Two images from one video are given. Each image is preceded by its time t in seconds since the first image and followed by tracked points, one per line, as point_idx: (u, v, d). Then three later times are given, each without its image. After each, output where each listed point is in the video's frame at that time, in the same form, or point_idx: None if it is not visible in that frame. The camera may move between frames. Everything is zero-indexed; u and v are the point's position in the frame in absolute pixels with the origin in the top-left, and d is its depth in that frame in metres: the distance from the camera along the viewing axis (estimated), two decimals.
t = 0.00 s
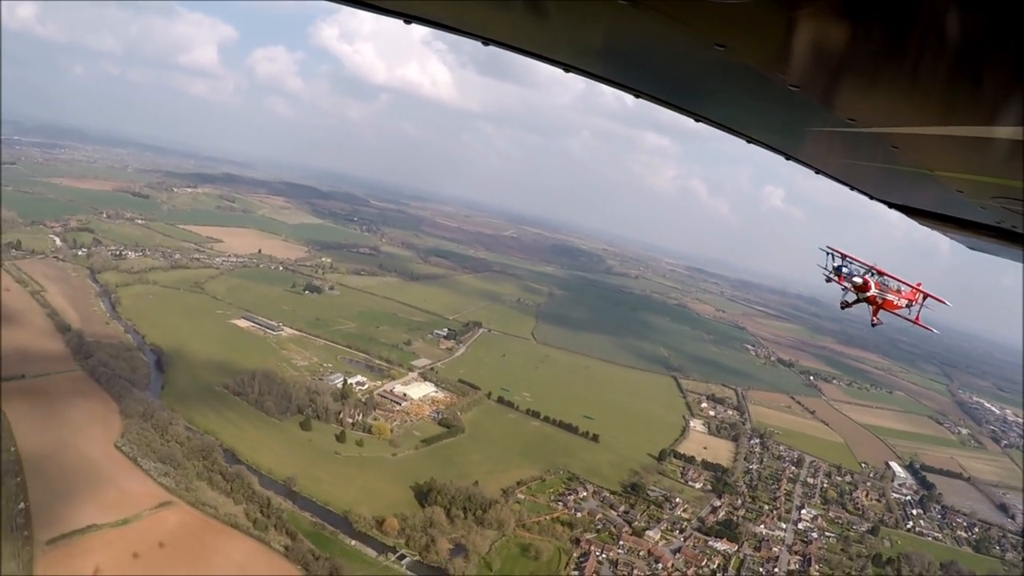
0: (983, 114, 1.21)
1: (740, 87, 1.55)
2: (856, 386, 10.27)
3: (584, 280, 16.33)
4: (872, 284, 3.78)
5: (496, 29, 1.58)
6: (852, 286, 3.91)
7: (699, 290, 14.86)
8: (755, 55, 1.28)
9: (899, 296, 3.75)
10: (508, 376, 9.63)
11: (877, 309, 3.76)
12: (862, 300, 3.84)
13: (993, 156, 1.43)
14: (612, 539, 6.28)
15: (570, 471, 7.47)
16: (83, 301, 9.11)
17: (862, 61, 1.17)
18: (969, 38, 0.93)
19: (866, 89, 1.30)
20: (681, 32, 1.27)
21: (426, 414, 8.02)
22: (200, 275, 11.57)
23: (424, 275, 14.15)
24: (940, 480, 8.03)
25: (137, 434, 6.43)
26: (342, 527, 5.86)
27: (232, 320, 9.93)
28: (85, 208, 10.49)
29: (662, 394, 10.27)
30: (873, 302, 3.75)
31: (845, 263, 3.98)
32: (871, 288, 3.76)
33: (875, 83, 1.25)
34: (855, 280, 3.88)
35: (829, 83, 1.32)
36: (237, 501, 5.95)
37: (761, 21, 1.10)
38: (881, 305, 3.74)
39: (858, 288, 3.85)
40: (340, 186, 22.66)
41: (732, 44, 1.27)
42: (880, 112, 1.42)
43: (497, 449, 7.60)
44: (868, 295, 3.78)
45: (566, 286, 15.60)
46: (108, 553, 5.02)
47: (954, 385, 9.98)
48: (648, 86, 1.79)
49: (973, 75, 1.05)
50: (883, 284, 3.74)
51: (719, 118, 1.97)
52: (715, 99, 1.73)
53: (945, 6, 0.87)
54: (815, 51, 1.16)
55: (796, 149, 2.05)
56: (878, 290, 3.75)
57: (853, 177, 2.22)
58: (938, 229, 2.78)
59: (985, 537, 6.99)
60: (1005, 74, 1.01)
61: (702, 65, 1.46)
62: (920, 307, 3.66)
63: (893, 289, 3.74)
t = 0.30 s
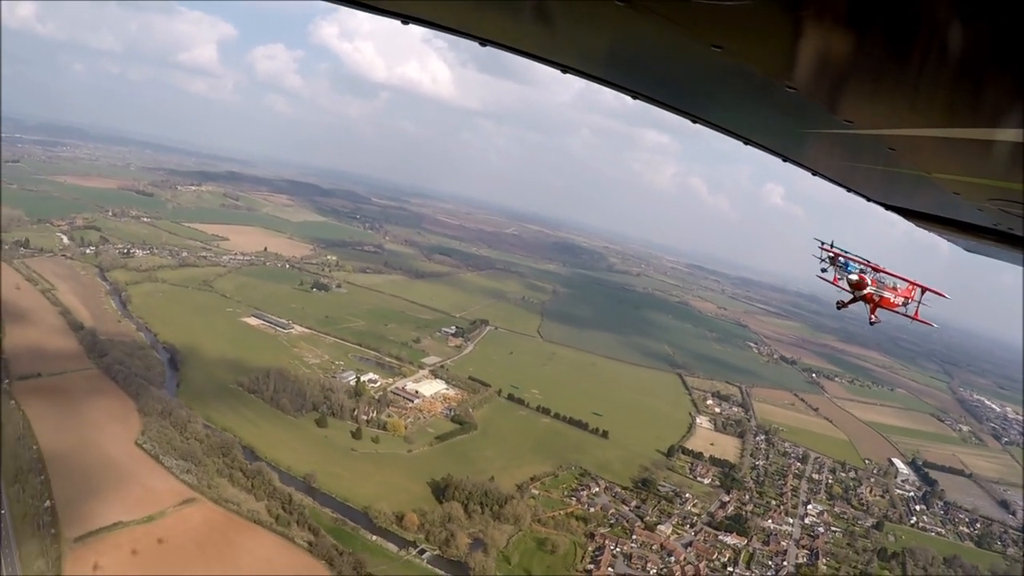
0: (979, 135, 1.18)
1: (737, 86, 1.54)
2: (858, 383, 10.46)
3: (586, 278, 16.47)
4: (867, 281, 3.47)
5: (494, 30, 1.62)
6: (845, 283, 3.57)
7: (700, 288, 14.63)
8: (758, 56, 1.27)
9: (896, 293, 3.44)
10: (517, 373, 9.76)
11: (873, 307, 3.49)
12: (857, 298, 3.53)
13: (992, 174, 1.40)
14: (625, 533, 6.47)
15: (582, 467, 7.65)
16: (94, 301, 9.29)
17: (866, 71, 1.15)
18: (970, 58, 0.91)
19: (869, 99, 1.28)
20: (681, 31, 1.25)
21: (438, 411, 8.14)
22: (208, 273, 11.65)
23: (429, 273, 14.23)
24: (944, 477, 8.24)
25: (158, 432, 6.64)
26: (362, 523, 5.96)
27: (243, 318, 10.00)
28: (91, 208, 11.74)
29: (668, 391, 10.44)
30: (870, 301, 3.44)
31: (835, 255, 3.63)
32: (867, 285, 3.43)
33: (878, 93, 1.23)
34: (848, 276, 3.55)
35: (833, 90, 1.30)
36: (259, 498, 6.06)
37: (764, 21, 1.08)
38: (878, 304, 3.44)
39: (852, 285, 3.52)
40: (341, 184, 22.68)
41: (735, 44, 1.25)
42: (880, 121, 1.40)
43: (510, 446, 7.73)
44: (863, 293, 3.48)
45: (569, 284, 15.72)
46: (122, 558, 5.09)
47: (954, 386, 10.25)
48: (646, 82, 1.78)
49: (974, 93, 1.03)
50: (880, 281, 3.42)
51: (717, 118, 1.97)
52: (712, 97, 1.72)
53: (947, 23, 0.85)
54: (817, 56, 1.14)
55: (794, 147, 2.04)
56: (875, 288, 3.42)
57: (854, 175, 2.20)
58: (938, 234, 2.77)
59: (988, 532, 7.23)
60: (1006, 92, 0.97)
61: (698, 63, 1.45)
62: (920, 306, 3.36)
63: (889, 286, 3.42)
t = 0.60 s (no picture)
0: (975, 146, 1.11)
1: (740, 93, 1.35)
2: (860, 375, 10.50)
3: (590, 270, 16.57)
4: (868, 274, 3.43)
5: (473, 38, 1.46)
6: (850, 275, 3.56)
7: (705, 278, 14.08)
8: (753, 74, 1.15)
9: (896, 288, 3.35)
10: (528, 364, 9.88)
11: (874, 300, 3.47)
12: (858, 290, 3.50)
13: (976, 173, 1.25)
14: (639, 521, 6.66)
15: (595, 457, 7.80)
16: (107, 297, 9.50)
17: (865, 82, 1.02)
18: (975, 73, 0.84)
19: (870, 113, 1.16)
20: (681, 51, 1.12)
21: (453, 402, 8.26)
22: (218, 265, 11.74)
23: (435, 264, 14.30)
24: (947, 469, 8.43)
25: (180, 425, 6.72)
26: (384, 512, 6.09)
27: (255, 310, 10.08)
28: (100, 201, 11.40)
29: (675, 383, 10.58)
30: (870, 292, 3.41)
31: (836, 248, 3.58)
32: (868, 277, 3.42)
33: (879, 104, 1.10)
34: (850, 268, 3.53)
35: (827, 108, 1.20)
36: (282, 489, 6.16)
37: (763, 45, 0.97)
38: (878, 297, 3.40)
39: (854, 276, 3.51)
40: (343, 175, 22.70)
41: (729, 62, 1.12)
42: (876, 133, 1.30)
43: (524, 436, 7.88)
44: (865, 287, 3.47)
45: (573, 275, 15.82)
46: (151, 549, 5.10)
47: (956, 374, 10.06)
48: (638, 90, 1.56)
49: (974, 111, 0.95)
50: (880, 274, 3.37)
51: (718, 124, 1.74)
52: (709, 105, 1.52)
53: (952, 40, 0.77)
54: (817, 74, 1.05)
55: (792, 155, 1.83)
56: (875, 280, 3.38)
57: (847, 182, 1.97)
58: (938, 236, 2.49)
59: (991, 522, 7.27)
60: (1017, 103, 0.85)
61: (701, 76, 1.27)
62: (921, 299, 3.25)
63: (889, 280, 3.34)
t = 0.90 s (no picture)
0: (978, 163, 1.00)
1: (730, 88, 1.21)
2: (867, 367, 10.79)
3: (595, 260, 16.65)
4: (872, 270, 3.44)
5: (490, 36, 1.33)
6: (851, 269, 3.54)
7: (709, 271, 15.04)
8: (757, 74, 1.03)
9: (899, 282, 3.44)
10: (539, 355, 9.99)
11: (877, 297, 3.50)
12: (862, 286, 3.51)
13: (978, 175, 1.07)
14: (653, 509, 6.82)
15: (608, 446, 7.92)
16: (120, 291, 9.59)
17: (874, 89, 0.91)
18: (976, 94, 0.75)
19: (876, 117, 1.04)
20: (671, 46, 1.01)
21: (467, 392, 8.37)
22: (230, 257, 11.83)
23: (442, 255, 14.38)
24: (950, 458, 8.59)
25: (202, 416, 6.80)
26: (406, 501, 6.20)
27: (268, 302, 10.17)
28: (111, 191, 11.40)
29: (683, 373, 10.70)
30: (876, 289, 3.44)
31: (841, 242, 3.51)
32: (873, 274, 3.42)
33: (885, 109, 0.98)
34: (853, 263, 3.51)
35: (833, 110, 1.08)
36: (305, 479, 6.24)
37: (758, 43, 0.88)
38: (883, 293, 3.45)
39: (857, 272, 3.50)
40: (346, 166, 22.73)
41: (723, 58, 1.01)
42: (878, 137, 1.18)
43: (539, 426, 7.99)
44: (868, 283, 3.47)
45: (579, 266, 15.92)
46: (180, 539, 5.17)
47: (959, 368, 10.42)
48: (624, 84, 1.43)
49: (974, 131, 0.87)
50: (885, 271, 3.39)
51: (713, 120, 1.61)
52: (700, 101, 1.39)
53: (951, 55, 0.68)
54: (821, 73, 0.95)
55: (793, 152, 1.69)
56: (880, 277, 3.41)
57: (851, 179, 1.80)
58: (944, 236, 2.28)
59: (995, 512, 7.40)
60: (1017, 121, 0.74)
61: (691, 72, 1.15)
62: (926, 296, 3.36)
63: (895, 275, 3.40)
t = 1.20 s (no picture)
0: (982, 165, 0.99)
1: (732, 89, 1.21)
2: (871, 362, 10.96)
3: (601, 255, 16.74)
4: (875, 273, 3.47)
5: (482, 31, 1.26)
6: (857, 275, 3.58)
7: (710, 266, 15.00)
8: (761, 75, 1.00)
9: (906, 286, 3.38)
10: (551, 351, 10.10)
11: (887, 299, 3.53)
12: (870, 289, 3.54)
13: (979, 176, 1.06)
14: (668, 502, 6.95)
15: (621, 440, 8.04)
16: (135, 288, 9.69)
17: (879, 93, 0.89)
18: (980, 102, 0.74)
19: (880, 119, 1.02)
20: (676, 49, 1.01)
21: (481, 387, 8.48)
22: (241, 253, 11.90)
23: (450, 251, 14.46)
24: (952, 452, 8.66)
25: (225, 413, 6.89)
26: (428, 495, 6.32)
27: (281, 298, 10.25)
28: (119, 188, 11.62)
29: (690, 369, 10.82)
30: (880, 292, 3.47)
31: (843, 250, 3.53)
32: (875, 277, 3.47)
33: (890, 111, 0.96)
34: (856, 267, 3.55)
35: (839, 112, 1.06)
36: (328, 473, 6.33)
37: (761, 46, 0.88)
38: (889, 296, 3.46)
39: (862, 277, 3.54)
40: (350, 162, 22.78)
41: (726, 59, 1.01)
42: (881, 140, 1.17)
43: (553, 421, 8.10)
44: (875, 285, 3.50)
45: (585, 261, 16.02)
46: (210, 533, 5.22)
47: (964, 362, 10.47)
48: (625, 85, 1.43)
49: (977, 136, 0.86)
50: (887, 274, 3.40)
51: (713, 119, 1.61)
52: (700, 103, 1.38)
53: (955, 56, 0.68)
54: (824, 80, 0.94)
55: (796, 153, 1.67)
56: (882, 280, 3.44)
57: (854, 179, 1.78)
58: (946, 235, 2.24)
59: (1001, 505, 7.43)
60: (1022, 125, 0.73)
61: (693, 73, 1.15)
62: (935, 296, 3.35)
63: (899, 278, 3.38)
